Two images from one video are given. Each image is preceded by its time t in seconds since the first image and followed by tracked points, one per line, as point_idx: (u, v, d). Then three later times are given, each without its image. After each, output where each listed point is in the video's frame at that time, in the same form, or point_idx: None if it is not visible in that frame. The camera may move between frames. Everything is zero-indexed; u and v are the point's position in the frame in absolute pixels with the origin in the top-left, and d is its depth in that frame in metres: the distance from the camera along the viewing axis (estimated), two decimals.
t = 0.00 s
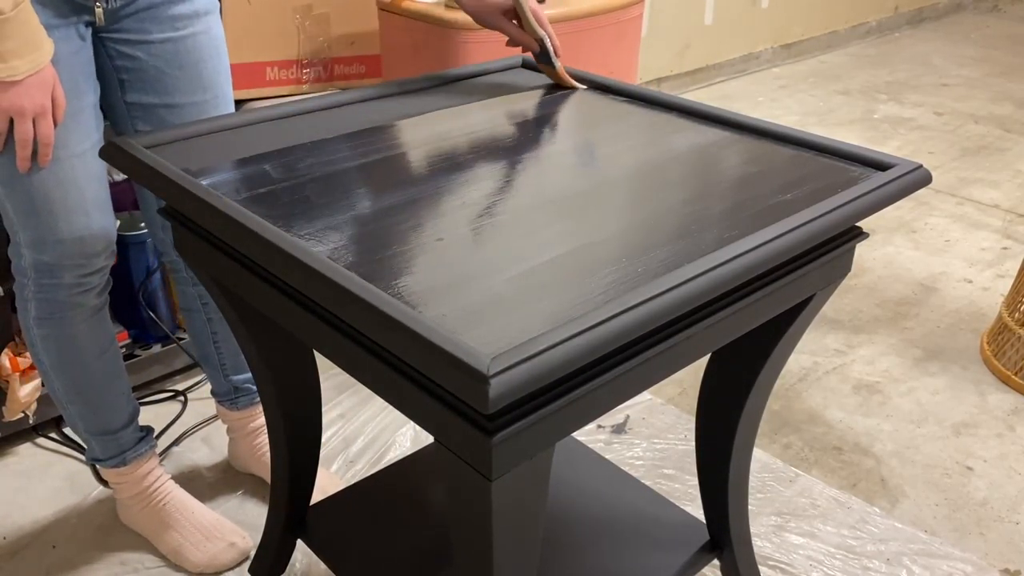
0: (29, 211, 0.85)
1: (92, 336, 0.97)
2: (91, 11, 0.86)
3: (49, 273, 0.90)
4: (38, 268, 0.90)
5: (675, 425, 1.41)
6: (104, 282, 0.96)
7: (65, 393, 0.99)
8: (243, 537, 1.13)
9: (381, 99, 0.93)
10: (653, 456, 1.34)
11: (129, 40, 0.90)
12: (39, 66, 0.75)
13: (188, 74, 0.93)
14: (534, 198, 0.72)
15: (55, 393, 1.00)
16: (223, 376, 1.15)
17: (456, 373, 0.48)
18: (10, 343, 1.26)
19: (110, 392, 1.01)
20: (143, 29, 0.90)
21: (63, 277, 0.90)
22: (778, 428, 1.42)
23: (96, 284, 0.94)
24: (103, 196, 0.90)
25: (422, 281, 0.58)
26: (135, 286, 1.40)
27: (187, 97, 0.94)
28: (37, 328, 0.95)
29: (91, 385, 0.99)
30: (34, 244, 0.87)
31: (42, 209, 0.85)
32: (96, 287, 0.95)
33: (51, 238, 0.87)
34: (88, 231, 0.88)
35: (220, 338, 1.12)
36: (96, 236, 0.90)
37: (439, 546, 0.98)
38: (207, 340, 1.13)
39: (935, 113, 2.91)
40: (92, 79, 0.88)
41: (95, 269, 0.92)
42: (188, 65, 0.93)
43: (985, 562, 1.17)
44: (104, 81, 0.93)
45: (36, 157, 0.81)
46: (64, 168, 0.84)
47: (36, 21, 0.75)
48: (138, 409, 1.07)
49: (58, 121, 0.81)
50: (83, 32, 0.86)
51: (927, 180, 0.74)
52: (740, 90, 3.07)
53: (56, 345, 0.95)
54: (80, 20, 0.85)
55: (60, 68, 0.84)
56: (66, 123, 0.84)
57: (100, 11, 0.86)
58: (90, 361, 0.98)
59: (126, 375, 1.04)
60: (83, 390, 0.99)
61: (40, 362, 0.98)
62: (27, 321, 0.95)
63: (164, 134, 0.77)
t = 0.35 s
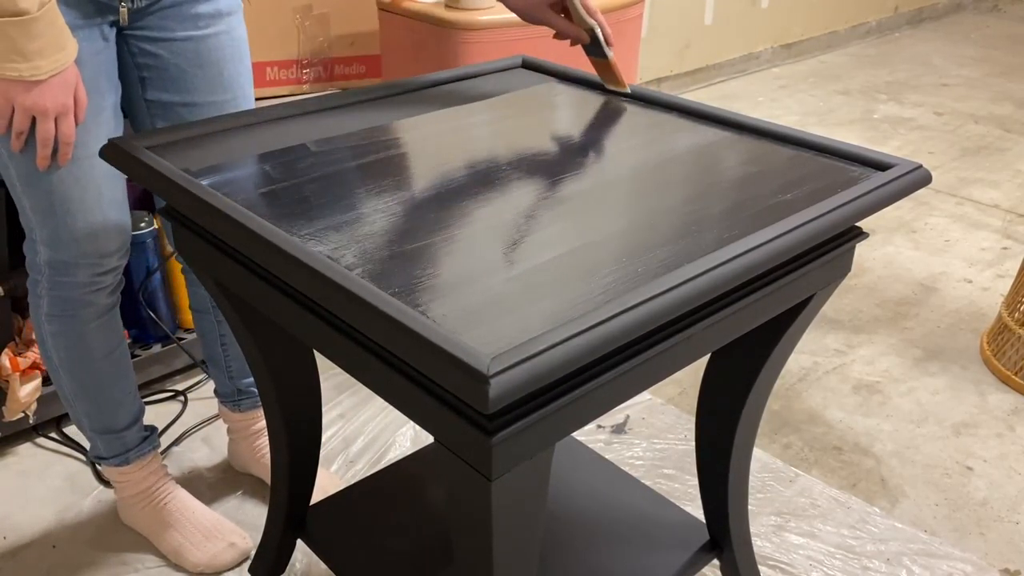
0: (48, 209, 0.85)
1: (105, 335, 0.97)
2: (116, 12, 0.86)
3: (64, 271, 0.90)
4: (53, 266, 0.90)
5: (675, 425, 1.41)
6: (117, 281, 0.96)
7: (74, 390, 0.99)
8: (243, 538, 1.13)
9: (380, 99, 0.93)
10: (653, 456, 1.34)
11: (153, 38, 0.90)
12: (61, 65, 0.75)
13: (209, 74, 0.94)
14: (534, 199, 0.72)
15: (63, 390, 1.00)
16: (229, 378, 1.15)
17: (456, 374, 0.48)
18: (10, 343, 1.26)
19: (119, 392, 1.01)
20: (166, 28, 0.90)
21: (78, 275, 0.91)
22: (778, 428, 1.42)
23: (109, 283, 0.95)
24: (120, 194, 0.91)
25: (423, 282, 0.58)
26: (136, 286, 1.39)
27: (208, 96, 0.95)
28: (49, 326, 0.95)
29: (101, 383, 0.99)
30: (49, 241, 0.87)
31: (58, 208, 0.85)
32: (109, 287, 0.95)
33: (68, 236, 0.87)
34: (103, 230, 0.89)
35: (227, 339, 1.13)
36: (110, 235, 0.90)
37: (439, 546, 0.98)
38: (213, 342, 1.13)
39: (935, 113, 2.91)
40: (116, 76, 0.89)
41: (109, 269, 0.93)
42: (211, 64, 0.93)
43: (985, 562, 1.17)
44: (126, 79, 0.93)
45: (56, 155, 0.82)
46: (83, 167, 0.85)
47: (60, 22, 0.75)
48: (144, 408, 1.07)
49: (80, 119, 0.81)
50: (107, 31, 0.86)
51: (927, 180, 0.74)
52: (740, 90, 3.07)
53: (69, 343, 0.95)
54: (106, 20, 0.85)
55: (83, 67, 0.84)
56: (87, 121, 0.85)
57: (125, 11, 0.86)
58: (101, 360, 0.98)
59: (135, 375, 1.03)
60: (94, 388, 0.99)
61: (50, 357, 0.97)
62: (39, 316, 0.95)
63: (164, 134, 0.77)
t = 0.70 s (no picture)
0: (21, 215, 0.85)
1: (88, 338, 0.97)
2: (84, 14, 0.86)
3: (44, 276, 0.90)
4: (34, 271, 0.90)
5: (675, 425, 1.41)
6: (99, 284, 0.96)
7: (61, 394, 0.99)
8: (243, 538, 1.13)
9: (380, 99, 0.93)
10: (653, 456, 1.34)
11: (124, 41, 0.90)
12: (22, 69, 0.72)
13: (182, 77, 0.93)
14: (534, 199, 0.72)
15: (51, 393, 1.00)
16: (221, 379, 1.15)
17: (456, 374, 0.48)
18: (10, 343, 1.26)
19: (105, 395, 1.01)
20: (138, 31, 0.90)
21: (58, 279, 0.91)
22: (778, 428, 1.42)
23: (91, 286, 0.95)
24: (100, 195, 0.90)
25: (423, 282, 0.58)
26: (135, 286, 1.40)
27: (181, 99, 0.94)
28: (33, 331, 0.95)
29: (85, 386, 0.99)
30: (30, 245, 0.87)
31: (36, 213, 0.85)
32: (89, 290, 0.95)
33: (44, 241, 0.87)
34: (84, 235, 0.89)
35: (219, 344, 1.13)
36: (93, 237, 0.90)
37: (440, 547, 0.98)
38: (204, 341, 1.13)
39: (935, 113, 2.91)
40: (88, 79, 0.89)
41: (90, 271, 0.93)
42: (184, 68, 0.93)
43: (985, 562, 1.17)
44: (102, 83, 0.94)
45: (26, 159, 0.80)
46: (57, 171, 0.84)
47: (21, 24, 0.72)
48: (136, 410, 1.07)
49: (48, 122, 0.79)
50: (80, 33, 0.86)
51: (927, 180, 0.74)
52: (740, 90, 3.07)
53: (53, 347, 0.95)
54: (75, 21, 0.85)
55: (51, 70, 0.83)
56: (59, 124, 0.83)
57: (92, 13, 0.86)
58: (85, 363, 0.98)
59: (122, 377, 1.03)
60: (78, 392, 0.99)
61: (36, 362, 0.98)
62: (23, 323, 0.95)
63: (161, 134, 0.77)
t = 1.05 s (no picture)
0: (14, 214, 0.85)
1: (83, 338, 0.97)
2: (76, 13, 0.85)
3: (35, 275, 0.90)
4: (27, 271, 0.90)
5: (675, 425, 1.41)
6: (92, 282, 0.96)
7: (58, 395, 0.99)
8: (241, 538, 1.13)
9: (379, 99, 0.93)
10: (653, 456, 1.34)
11: (115, 40, 0.90)
12: (16, 66, 0.72)
13: (173, 75, 0.94)
14: (534, 199, 0.72)
15: (46, 394, 1.00)
16: (219, 379, 1.15)
17: (456, 373, 0.48)
18: (10, 343, 1.26)
19: (99, 396, 1.01)
20: (127, 30, 0.90)
21: (50, 278, 0.90)
22: (778, 428, 1.42)
23: (83, 286, 0.94)
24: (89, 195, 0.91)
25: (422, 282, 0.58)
26: (134, 286, 1.40)
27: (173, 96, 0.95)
28: (27, 332, 0.95)
29: (79, 387, 0.99)
30: (22, 245, 0.87)
31: (27, 211, 0.85)
32: (83, 289, 0.94)
33: (37, 240, 0.87)
34: (77, 235, 0.89)
35: (215, 335, 1.12)
36: (81, 236, 0.90)
37: (440, 547, 0.98)
38: (202, 345, 1.13)
39: (935, 113, 2.91)
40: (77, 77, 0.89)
41: (80, 271, 0.92)
42: (175, 66, 0.93)
43: (985, 562, 1.17)
44: (91, 83, 0.94)
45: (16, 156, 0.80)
46: (48, 168, 0.85)
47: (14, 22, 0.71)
48: (133, 410, 1.07)
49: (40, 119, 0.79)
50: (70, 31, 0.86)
51: (926, 180, 0.74)
52: (740, 90, 3.07)
53: (47, 348, 0.95)
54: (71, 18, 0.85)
55: (44, 70, 0.83)
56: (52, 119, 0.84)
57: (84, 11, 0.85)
58: (80, 363, 0.98)
59: (119, 378, 1.03)
60: (72, 392, 0.99)
61: (31, 362, 0.98)
62: (17, 323, 0.95)
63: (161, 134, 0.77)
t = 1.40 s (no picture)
0: None
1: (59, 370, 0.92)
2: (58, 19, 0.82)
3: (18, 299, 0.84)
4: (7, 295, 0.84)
5: (675, 425, 1.41)
6: (75, 312, 0.91)
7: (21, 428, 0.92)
8: None
9: (379, 99, 0.93)
10: (653, 456, 1.34)
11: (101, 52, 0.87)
12: None
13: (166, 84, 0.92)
14: (534, 199, 0.72)
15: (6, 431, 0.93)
16: (220, 389, 1.14)
17: (455, 373, 0.48)
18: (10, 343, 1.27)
19: (67, 429, 0.95)
20: (117, 41, 0.87)
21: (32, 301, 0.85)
22: (778, 428, 1.42)
23: (67, 314, 0.89)
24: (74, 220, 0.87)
25: (423, 282, 0.58)
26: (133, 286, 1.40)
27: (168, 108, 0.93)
28: None
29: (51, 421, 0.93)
30: None
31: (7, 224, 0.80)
32: (67, 318, 0.90)
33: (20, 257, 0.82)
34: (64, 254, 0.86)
35: (215, 352, 1.10)
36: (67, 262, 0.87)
37: (440, 547, 0.98)
38: (202, 353, 1.11)
39: (935, 113, 2.91)
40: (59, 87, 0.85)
41: (67, 294, 0.88)
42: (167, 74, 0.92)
43: (985, 562, 1.17)
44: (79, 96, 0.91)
45: None
46: (29, 178, 0.80)
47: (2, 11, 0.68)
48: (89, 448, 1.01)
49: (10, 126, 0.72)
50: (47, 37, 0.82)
51: (927, 180, 0.74)
52: (741, 90, 3.07)
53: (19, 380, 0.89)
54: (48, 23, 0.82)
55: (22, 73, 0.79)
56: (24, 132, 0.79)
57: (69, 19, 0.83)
58: (51, 397, 0.92)
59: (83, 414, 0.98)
60: (41, 427, 0.93)
61: None
62: None
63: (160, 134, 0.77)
